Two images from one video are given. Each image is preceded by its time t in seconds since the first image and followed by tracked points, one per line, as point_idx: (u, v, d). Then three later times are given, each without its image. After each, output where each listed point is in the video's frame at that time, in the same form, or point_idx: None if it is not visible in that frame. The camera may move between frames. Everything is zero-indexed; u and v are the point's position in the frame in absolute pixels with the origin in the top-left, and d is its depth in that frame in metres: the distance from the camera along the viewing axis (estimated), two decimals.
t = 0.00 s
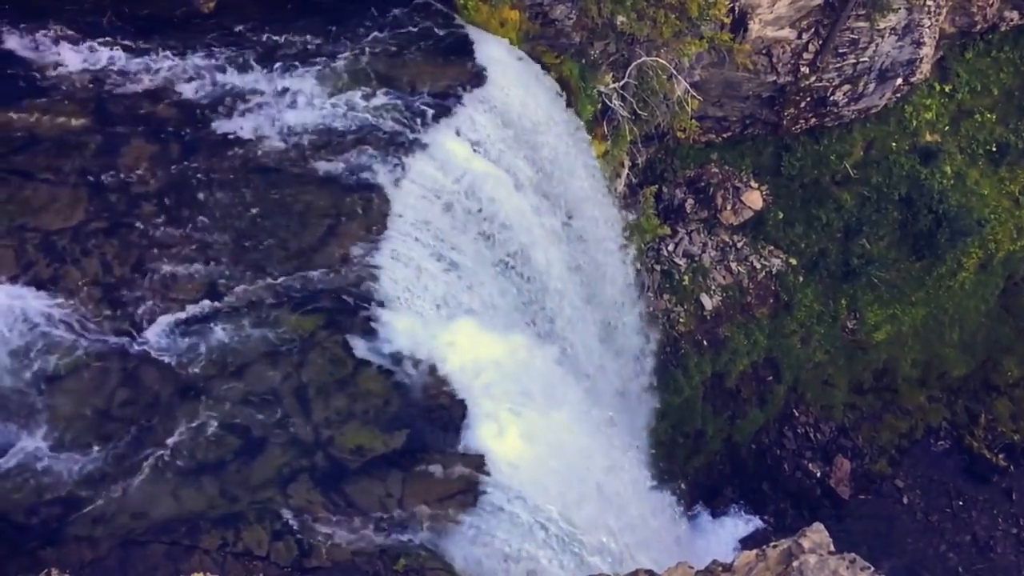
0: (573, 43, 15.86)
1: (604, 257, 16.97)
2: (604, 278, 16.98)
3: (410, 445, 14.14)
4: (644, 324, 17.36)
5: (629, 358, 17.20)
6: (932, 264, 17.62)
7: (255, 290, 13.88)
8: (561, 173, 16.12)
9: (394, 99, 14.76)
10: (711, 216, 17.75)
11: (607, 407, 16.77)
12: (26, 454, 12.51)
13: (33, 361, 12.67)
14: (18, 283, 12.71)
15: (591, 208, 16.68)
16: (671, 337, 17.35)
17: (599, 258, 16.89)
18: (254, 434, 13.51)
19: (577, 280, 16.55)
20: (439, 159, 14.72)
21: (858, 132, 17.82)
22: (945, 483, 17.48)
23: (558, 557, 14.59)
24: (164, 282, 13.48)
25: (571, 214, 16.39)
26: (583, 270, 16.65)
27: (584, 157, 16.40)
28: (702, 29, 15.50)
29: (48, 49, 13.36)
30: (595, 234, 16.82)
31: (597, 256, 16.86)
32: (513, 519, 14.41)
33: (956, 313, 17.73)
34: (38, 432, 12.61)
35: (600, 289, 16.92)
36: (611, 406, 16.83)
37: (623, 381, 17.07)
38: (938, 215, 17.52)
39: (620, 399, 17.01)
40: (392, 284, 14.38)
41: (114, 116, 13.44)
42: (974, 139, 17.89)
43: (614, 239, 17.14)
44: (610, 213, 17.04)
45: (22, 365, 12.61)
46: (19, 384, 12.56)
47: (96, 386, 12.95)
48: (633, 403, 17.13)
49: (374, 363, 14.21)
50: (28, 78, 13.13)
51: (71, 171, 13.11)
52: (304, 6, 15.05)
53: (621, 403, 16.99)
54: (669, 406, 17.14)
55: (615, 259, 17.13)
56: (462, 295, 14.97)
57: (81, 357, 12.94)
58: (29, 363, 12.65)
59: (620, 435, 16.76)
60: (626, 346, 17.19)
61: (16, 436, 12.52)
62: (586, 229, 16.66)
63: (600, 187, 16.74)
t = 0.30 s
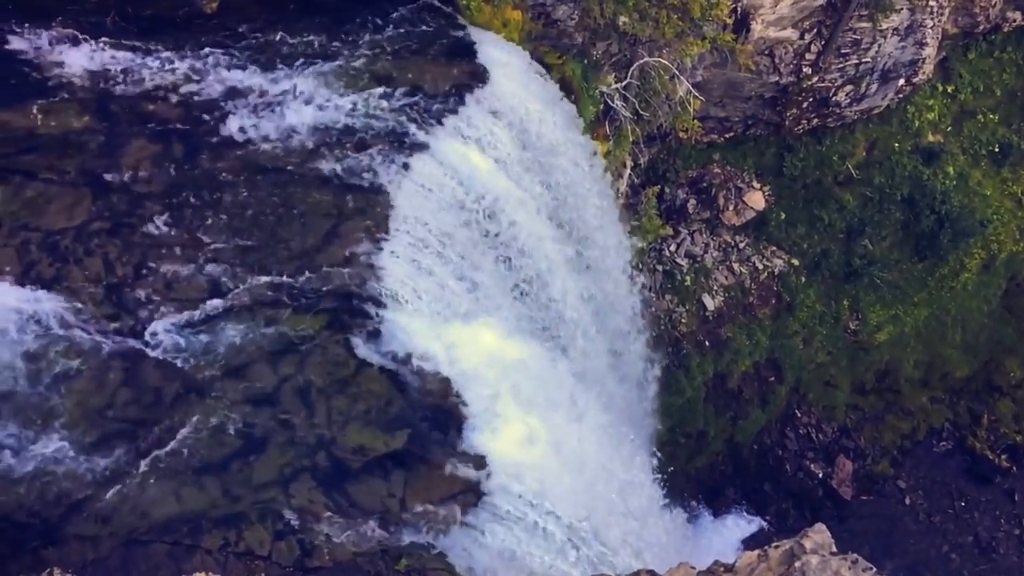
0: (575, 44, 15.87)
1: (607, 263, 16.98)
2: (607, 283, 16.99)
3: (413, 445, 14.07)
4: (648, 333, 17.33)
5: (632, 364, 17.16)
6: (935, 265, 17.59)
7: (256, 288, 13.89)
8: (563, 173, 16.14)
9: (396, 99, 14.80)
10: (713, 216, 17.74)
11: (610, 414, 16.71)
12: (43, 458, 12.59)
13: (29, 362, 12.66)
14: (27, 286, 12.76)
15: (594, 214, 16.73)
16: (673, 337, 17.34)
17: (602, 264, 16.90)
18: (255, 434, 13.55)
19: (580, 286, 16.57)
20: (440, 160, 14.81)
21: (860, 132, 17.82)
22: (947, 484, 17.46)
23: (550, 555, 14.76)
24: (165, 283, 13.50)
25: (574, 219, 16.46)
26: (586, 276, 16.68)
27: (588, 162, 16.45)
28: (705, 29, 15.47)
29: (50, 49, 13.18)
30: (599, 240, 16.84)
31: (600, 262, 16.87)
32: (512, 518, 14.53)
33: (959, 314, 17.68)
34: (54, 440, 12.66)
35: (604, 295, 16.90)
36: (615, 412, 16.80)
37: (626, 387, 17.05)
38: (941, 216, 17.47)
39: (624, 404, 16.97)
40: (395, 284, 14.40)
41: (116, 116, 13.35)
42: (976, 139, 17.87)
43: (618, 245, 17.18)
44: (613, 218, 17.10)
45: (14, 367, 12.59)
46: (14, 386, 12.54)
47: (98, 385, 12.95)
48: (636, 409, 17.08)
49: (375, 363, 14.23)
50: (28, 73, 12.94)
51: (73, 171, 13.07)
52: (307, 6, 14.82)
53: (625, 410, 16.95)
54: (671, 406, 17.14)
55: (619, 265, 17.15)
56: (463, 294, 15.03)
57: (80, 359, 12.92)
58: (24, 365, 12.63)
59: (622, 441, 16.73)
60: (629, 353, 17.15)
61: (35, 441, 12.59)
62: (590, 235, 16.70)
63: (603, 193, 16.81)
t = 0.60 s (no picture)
0: (577, 44, 15.87)
1: (610, 270, 16.98)
2: (611, 287, 17.00)
3: (414, 445, 14.08)
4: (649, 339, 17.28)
5: (633, 372, 17.14)
6: (937, 265, 17.58)
7: (258, 288, 13.93)
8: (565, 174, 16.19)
9: (398, 99, 14.83)
10: (715, 216, 17.68)
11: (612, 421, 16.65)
12: (59, 461, 12.66)
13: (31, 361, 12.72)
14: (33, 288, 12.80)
15: (597, 220, 16.77)
16: (675, 337, 17.27)
17: (605, 271, 16.91)
18: (257, 434, 13.56)
19: (581, 292, 16.60)
20: (442, 160, 14.82)
21: (862, 132, 17.80)
22: (948, 484, 17.47)
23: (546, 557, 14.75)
24: (168, 282, 13.51)
25: (577, 225, 16.50)
26: (587, 282, 16.70)
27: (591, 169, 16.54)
28: (707, 29, 15.49)
29: (53, 49, 13.11)
30: (602, 245, 16.85)
31: (603, 268, 16.88)
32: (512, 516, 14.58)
33: (960, 314, 17.67)
34: (73, 445, 12.75)
35: (605, 303, 16.93)
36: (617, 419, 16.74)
37: (627, 395, 17.01)
38: (943, 216, 17.45)
39: (626, 412, 16.92)
40: (397, 284, 14.42)
41: (118, 116, 13.35)
42: (979, 139, 17.85)
43: (621, 253, 17.15)
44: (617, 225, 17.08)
45: (13, 367, 12.64)
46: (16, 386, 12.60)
47: (100, 385, 12.98)
48: (638, 419, 17.02)
49: (378, 362, 14.22)
50: (31, 72, 12.93)
51: (75, 170, 13.09)
52: (308, 6, 14.83)
53: (627, 418, 16.90)
54: (672, 406, 17.08)
55: (622, 273, 17.14)
56: (466, 295, 15.05)
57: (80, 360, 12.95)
58: (25, 365, 12.68)
59: (624, 447, 16.67)
60: (630, 361, 17.13)
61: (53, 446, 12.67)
62: (592, 242, 16.73)
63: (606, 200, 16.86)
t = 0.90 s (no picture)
0: (578, 42, 15.83)
1: (613, 277, 16.94)
2: (613, 287, 16.94)
3: (415, 445, 14.07)
4: (650, 345, 17.22)
5: (634, 381, 17.08)
6: (938, 264, 17.54)
7: (260, 288, 13.97)
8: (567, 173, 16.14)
9: (398, 98, 14.79)
10: (717, 215, 17.57)
11: (609, 426, 16.69)
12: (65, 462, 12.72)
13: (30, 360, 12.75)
14: (43, 287, 12.90)
15: (601, 227, 16.75)
16: (675, 337, 17.18)
17: (607, 279, 16.87)
18: (258, 433, 13.56)
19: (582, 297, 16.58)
20: (443, 160, 14.84)
21: (863, 132, 17.71)
22: (949, 484, 17.45)
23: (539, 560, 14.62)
24: (168, 281, 13.57)
25: (580, 231, 16.51)
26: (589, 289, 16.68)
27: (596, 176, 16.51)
28: (708, 28, 15.49)
29: (52, 48, 13.07)
30: (604, 252, 16.83)
31: (605, 274, 16.85)
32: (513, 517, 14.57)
33: (962, 314, 17.64)
34: (88, 446, 12.84)
35: (608, 310, 16.92)
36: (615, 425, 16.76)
37: (626, 401, 16.99)
38: (943, 216, 17.45)
39: (625, 416, 16.93)
40: (398, 285, 14.46)
41: (119, 115, 13.32)
42: (980, 138, 17.81)
43: (625, 260, 17.09)
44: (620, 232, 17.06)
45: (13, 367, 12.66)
46: (14, 384, 12.62)
47: (101, 383, 13.02)
48: (636, 427, 16.99)
49: (379, 361, 14.26)
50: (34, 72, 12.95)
51: (76, 169, 13.10)
52: (309, 5, 14.83)
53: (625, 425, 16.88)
54: (674, 407, 17.07)
55: (626, 282, 17.08)
56: (466, 295, 15.07)
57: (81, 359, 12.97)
58: (24, 363, 12.71)
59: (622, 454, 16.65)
60: (631, 369, 17.09)
61: (67, 447, 12.76)
62: (595, 249, 16.72)
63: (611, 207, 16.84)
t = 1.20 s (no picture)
0: (579, 41, 15.84)
1: (612, 283, 17.01)
2: (611, 285, 17.03)
3: (415, 444, 14.07)
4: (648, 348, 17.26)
5: (631, 388, 17.11)
6: (939, 264, 17.47)
7: (262, 289, 13.99)
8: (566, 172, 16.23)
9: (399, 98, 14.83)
10: (717, 214, 17.53)
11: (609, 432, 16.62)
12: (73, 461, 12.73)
13: (38, 362, 12.74)
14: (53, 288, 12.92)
15: (601, 234, 16.87)
16: (676, 336, 17.15)
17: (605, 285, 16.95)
18: (259, 432, 13.58)
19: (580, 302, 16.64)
20: (445, 160, 14.85)
21: (864, 131, 17.69)
22: (950, 483, 17.41)
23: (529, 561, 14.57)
24: (169, 279, 13.56)
25: (579, 237, 16.65)
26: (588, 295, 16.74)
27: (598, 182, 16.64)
28: (708, 28, 15.32)
29: (54, 47, 13.05)
30: (602, 254, 16.93)
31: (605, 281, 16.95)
32: (515, 515, 14.59)
33: (962, 313, 17.56)
34: (98, 447, 12.87)
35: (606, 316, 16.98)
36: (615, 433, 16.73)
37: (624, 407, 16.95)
38: (944, 215, 17.43)
39: (625, 413, 16.98)
40: (399, 284, 14.47)
41: (120, 115, 13.35)
42: (981, 137, 17.75)
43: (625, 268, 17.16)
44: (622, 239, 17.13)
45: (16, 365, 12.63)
46: (15, 383, 12.59)
47: (102, 382, 12.99)
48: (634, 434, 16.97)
49: (380, 360, 14.28)
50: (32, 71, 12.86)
51: (77, 168, 13.06)
52: (309, 2, 14.62)
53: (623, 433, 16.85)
54: (674, 405, 17.05)
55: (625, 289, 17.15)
56: (467, 294, 15.12)
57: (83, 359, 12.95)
58: (25, 360, 12.69)
59: (619, 460, 16.60)
60: (629, 376, 17.12)
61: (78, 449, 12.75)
62: (594, 255, 16.82)
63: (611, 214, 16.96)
